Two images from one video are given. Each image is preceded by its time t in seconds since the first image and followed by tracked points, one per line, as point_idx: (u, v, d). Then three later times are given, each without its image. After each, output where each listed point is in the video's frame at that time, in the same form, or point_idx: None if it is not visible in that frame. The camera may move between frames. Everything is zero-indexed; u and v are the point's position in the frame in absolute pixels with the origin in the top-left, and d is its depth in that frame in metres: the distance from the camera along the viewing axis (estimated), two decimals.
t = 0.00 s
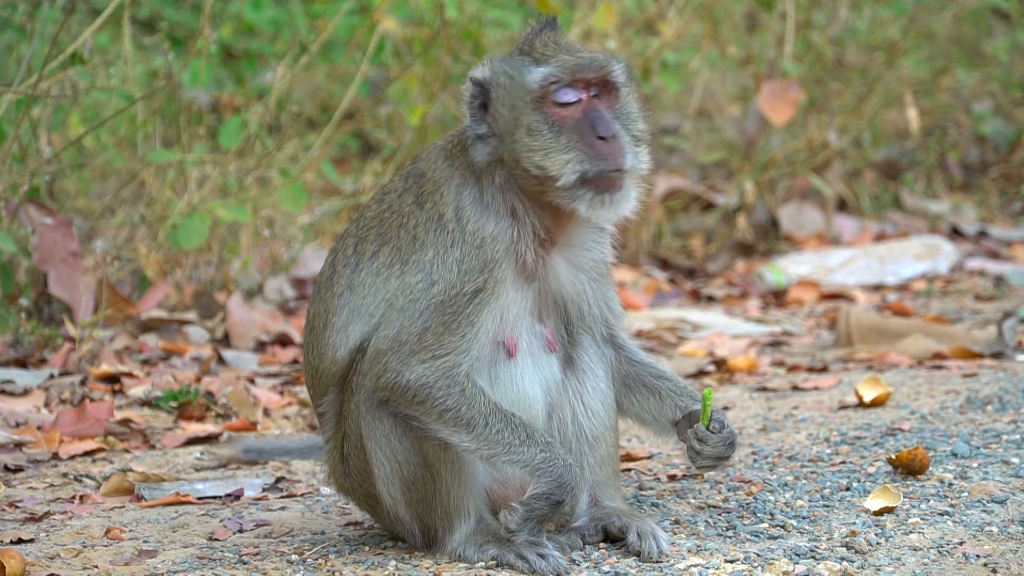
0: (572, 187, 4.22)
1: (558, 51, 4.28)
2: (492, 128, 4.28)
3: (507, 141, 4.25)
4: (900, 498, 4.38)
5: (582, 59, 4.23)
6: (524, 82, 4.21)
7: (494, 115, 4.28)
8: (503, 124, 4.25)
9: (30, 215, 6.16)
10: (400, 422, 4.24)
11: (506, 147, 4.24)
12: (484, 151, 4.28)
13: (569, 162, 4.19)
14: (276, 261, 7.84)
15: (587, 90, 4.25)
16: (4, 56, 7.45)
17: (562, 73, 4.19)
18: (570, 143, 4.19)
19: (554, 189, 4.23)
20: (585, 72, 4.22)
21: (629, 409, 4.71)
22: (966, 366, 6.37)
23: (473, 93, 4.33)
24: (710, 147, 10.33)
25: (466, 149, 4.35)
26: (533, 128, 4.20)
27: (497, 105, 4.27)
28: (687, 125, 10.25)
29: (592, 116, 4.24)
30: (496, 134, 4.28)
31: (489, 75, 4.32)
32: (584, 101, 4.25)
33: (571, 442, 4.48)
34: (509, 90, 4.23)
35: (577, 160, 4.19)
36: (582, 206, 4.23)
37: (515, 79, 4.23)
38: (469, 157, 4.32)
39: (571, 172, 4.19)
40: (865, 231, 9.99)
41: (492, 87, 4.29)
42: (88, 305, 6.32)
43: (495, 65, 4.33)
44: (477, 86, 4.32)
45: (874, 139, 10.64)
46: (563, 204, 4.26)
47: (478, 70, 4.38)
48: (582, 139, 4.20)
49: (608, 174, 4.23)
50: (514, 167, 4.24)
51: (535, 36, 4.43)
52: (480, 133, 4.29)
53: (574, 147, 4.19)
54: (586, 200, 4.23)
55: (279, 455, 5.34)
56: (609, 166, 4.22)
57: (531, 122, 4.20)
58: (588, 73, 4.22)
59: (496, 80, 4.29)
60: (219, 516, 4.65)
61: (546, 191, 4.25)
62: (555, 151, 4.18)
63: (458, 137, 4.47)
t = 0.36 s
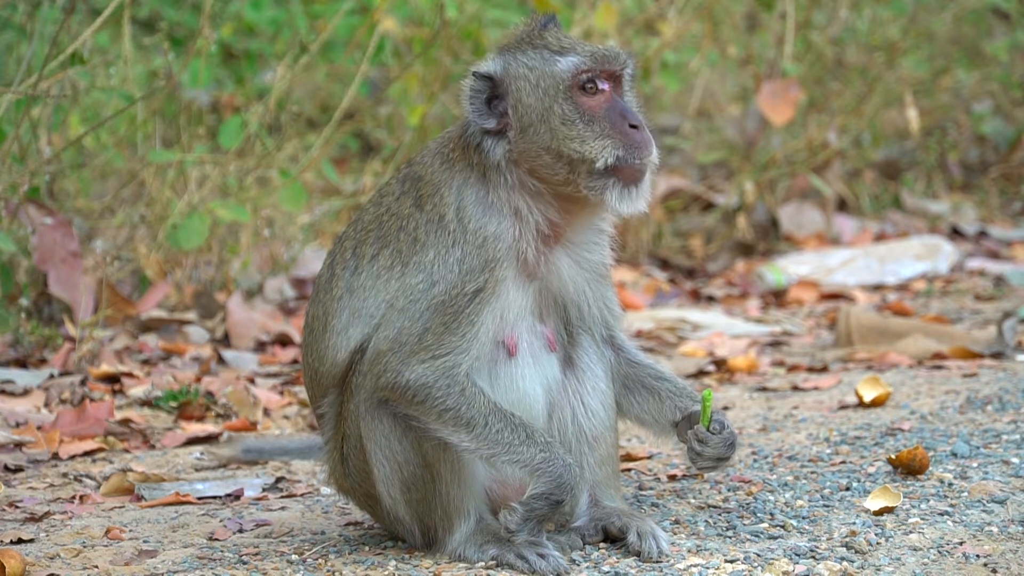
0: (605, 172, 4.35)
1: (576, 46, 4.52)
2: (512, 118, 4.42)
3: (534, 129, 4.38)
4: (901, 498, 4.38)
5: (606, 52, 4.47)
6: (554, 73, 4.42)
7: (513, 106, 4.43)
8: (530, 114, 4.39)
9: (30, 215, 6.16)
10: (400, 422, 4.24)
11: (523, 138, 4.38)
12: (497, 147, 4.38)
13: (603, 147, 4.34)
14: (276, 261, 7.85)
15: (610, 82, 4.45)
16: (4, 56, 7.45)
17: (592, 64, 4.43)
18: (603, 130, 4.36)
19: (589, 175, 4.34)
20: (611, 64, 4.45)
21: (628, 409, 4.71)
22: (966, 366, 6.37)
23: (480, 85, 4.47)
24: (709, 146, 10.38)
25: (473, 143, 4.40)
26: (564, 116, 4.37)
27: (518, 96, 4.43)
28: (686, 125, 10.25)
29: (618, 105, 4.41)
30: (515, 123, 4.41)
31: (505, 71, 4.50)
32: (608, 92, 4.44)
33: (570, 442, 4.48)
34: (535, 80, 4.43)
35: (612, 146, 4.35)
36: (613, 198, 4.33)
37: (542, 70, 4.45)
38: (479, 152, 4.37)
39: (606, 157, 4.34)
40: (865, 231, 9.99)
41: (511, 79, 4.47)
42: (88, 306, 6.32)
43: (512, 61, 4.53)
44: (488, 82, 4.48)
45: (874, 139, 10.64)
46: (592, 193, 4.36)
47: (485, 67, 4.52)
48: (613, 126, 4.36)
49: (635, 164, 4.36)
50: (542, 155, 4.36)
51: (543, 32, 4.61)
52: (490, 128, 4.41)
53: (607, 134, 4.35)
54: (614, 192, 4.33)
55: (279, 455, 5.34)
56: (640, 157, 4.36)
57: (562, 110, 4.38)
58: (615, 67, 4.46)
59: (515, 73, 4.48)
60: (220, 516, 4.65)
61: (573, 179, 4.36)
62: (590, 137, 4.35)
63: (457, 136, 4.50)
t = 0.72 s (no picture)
0: (610, 180, 4.38)
1: (582, 50, 4.54)
2: (516, 121, 4.43)
3: (540, 131, 4.41)
4: (901, 498, 4.38)
5: (612, 57, 4.51)
6: (561, 77, 4.44)
7: (519, 107, 4.45)
8: (535, 117, 4.41)
9: (30, 215, 6.16)
10: (400, 422, 4.24)
11: (528, 140, 4.40)
12: (500, 148, 4.39)
13: (610, 155, 4.38)
14: (276, 261, 7.85)
15: (615, 87, 4.49)
16: (5, 56, 7.45)
17: (599, 69, 4.46)
18: (608, 136, 4.39)
19: (594, 181, 4.38)
20: (617, 69, 4.49)
21: (629, 410, 4.71)
22: (965, 366, 6.37)
23: (484, 86, 4.47)
24: (709, 146, 10.38)
25: (475, 144, 4.40)
26: (571, 121, 4.40)
27: (524, 99, 4.45)
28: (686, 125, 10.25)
29: (623, 111, 4.44)
30: (520, 124, 4.43)
31: (510, 72, 4.51)
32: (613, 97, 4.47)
33: (570, 442, 4.48)
34: (542, 83, 4.45)
35: (618, 154, 4.38)
36: (616, 206, 4.38)
37: (548, 73, 4.46)
38: (481, 152, 4.37)
39: (613, 165, 4.37)
40: (865, 231, 10.00)
41: (517, 81, 4.48)
42: (88, 306, 6.33)
43: (517, 62, 4.54)
44: (492, 82, 4.48)
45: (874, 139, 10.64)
46: (596, 199, 4.39)
47: (489, 67, 4.52)
48: (619, 133, 4.39)
49: (640, 171, 4.40)
50: (547, 159, 4.39)
51: (549, 33, 4.62)
52: (494, 129, 4.40)
53: (613, 141, 4.39)
54: (618, 201, 4.38)
55: (279, 455, 5.35)
56: (645, 163, 4.39)
57: (569, 114, 4.41)
58: (621, 73, 4.49)
59: (521, 75, 4.49)
60: (220, 517, 4.65)
61: (579, 184, 4.39)
62: (597, 144, 4.38)
63: (458, 135, 4.50)
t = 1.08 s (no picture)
0: (607, 175, 4.36)
1: (574, 48, 4.52)
2: (509, 122, 4.42)
3: (535, 131, 4.39)
4: (901, 498, 4.38)
5: (604, 54, 4.48)
6: (553, 75, 4.43)
7: (513, 108, 4.43)
8: (528, 117, 4.40)
9: (30, 215, 6.16)
10: (400, 422, 4.24)
11: (524, 139, 4.38)
12: (497, 150, 4.39)
13: (604, 150, 4.36)
14: (276, 261, 7.85)
15: (608, 84, 4.47)
16: (4, 55, 7.45)
17: (590, 67, 4.44)
18: (602, 132, 4.38)
19: (589, 175, 4.36)
20: (610, 67, 4.47)
21: (628, 410, 4.71)
22: (966, 366, 6.37)
23: (479, 88, 4.46)
24: (709, 146, 10.38)
25: (473, 145, 4.41)
26: (562, 119, 4.38)
27: (517, 99, 4.43)
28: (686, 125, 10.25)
29: (616, 106, 4.42)
30: (515, 125, 4.41)
31: (504, 73, 4.51)
32: (606, 93, 4.46)
33: (571, 442, 4.48)
34: (534, 83, 4.44)
35: (613, 147, 4.36)
36: (616, 194, 4.36)
37: (540, 72, 4.45)
38: (479, 154, 4.38)
39: (607, 160, 4.35)
40: (865, 231, 10.00)
41: (510, 82, 4.47)
42: (88, 305, 6.33)
43: (511, 63, 4.53)
44: (487, 84, 4.47)
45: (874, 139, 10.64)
46: (595, 192, 4.37)
47: (483, 70, 4.52)
48: (611, 127, 4.38)
49: (637, 164, 4.39)
50: (541, 159, 4.37)
51: (543, 33, 4.60)
52: (491, 132, 4.41)
53: (606, 136, 4.37)
54: (619, 189, 4.36)
55: (279, 455, 5.35)
56: (641, 155, 4.38)
57: (560, 113, 4.39)
58: (613, 70, 4.47)
59: (514, 76, 4.48)
60: (219, 517, 4.65)
61: (575, 181, 4.37)
62: (590, 140, 4.36)
63: (456, 136, 4.50)
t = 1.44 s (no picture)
0: (604, 179, 4.37)
1: (576, 52, 4.53)
2: (511, 126, 4.44)
3: (534, 135, 4.40)
4: (901, 498, 4.38)
5: (605, 58, 4.48)
6: (552, 80, 4.44)
7: (515, 112, 4.45)
8: (528, 122, 4.42)
9: (30, 215, 6.16)
10: (401, 422, 4.24)
11: (526, 143, 4.40)
12: (501, 154, 4.38)
13: (602, 156, 4.37)
14: (276, 261, 7.85)
15: (608, 88, 4.47)
16: (4, 55, 7.45)
17: (589, 71, 4.44)
18: (600, 136, 4.38)
19: (586, 180, 4.38)
20: (610, 70, 4.46)
21: (628, 412, 4.71)
22: (966, 366, 6.37)
23: (482, 93, 4.49)
24: (709, 146, 10.38)
25: (476, 147, 4.41)
26: (561, 123, 4.39)
27: (518, 104, 4.45)
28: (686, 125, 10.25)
29: (615, 110, 4.44)
30: (517, 130, 4.42)
31: (507, 77, 4.52)
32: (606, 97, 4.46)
33: (571, 442, 4.48)
34: (534, 87, 4.45)
35: (610, 152, 4.37)
36: (615, 200, 4.37)
37: (540, 76, 4.46)
38: (482, 156, 4.38)
39: (605, 165, 4.36)
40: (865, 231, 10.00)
41: (513, 86, 4.49)
42: (88, 305, 6.33)
43: (513, 67, 4.54)
44: (490, 89, 4.50)
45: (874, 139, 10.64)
46: (594, 196, 4.39)
47: (487, 74, 4.54)
48: (610, 133, 4.39)
49: (637, 167, 4.40)
50: (541, 163, 4.39)
51: (547, 36, 4.62)
52: (494, 136, 4.40)
53: (605, 141, 4.38)
54: (620, 193, 4.37)
55: (279, 455, 5.35)
56: (641, 159, 4.40)
57: (558, 117, 4.40)
58: (612, 74, 4.47)
59: (516, 80, 4.49)
60: (219, 516, 4.65)
61: (574, 185, 4.39)
62: (587, 144, 4.37)
63: (459, 137, 4.50)
